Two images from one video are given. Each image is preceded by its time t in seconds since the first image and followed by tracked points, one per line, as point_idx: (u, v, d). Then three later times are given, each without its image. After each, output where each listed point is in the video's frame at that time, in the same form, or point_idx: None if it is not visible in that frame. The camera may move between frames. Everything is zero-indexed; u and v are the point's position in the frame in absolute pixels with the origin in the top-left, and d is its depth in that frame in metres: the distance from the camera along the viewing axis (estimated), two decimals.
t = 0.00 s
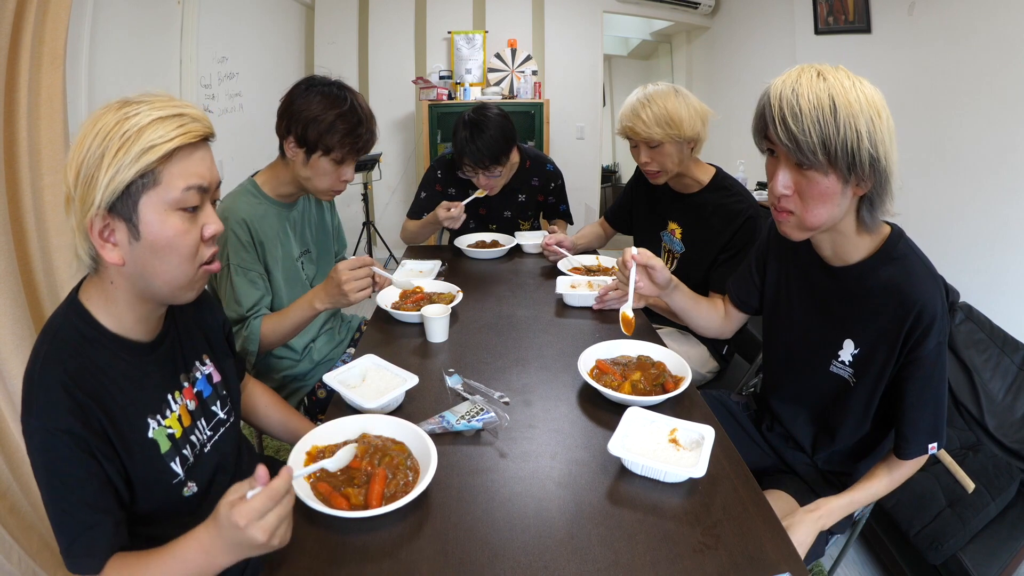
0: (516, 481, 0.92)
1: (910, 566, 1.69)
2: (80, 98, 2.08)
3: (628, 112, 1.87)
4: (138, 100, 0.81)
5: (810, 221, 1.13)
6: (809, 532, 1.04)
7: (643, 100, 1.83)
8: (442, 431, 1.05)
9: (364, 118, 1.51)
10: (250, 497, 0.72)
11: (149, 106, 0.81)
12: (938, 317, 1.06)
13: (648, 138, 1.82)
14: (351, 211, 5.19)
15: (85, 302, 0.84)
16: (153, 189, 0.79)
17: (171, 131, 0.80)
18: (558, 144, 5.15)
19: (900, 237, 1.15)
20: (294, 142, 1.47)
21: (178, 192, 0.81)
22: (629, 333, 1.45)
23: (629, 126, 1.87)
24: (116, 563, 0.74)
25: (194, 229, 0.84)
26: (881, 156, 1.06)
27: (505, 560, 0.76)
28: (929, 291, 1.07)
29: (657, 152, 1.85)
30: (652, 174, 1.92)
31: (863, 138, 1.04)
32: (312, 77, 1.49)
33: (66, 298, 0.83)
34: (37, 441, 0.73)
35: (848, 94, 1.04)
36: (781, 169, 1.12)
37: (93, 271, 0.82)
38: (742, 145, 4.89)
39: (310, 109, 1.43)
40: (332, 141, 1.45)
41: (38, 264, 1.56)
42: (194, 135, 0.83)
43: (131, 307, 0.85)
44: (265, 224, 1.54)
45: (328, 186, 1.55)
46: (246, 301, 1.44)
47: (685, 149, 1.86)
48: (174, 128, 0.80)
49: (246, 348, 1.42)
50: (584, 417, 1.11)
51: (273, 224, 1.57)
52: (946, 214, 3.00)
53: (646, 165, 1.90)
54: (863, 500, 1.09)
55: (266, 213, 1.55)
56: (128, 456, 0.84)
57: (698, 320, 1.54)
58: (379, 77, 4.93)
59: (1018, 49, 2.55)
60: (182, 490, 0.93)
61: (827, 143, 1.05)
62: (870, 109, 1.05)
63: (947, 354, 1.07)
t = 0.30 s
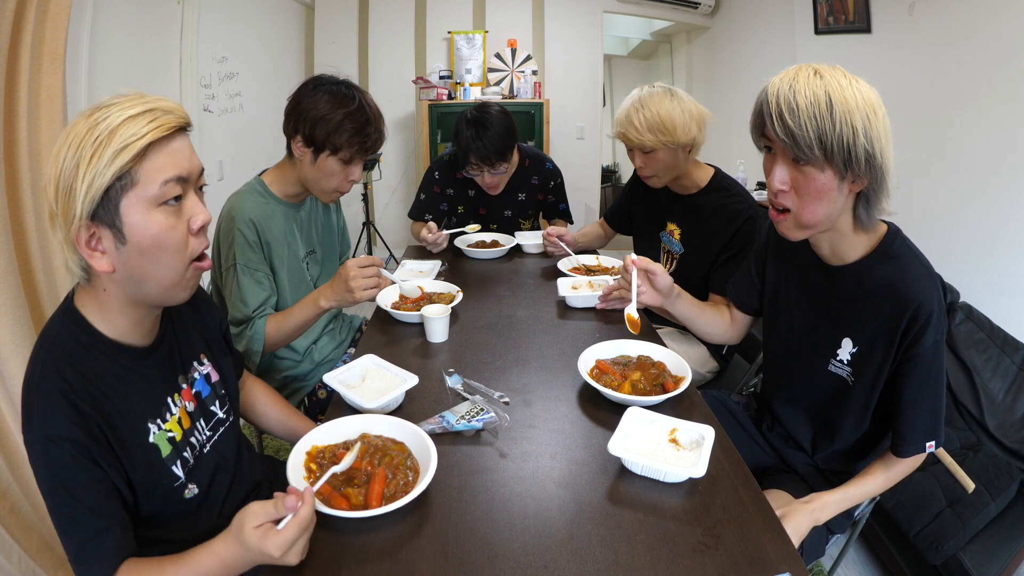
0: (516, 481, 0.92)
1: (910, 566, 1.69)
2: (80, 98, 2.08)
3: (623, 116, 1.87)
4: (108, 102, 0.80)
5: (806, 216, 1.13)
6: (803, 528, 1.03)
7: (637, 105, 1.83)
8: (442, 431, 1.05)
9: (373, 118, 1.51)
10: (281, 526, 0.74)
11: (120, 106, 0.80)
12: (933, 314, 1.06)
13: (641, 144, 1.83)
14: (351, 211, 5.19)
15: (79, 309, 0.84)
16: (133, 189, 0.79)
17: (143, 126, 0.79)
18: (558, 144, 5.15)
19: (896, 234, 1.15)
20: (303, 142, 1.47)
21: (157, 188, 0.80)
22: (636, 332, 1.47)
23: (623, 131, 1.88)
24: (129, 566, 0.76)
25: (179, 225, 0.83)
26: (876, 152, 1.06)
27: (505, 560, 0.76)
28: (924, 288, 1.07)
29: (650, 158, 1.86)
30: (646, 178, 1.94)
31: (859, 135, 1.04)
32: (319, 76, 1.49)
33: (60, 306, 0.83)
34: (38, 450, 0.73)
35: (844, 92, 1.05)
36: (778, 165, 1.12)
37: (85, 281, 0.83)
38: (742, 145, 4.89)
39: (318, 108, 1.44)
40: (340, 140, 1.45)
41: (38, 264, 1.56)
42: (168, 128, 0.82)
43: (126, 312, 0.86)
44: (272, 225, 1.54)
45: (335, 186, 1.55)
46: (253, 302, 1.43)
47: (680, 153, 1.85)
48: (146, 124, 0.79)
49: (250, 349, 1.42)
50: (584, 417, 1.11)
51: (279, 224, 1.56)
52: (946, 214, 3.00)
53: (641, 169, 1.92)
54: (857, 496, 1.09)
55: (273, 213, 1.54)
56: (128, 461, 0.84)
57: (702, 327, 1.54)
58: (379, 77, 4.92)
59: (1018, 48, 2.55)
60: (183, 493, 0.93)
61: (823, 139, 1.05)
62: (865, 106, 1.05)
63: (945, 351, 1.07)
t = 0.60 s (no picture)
0: (516, 480, 0.92)
1: (910, 566, 1.69)
2: (80, 98, 2.08)
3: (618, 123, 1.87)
4: (102, 102, 0.80)
5: (807, 220, 1.13)
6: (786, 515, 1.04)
7: (631, 111, 1.82)
8: (442, 431, 1.05)
9: (376, 117, 1.52)
10: (286, 533, 0.74)
11: (114, 107, 0.80)
12: (932, 312, 1.06)
13: (635, 153, 1.83)
14: (351, 211, 5.19)
15: (75, 310, 0.84)
16: (127, 190, 0.79)
17: (137, 127, 0.79)
18: (558, 144, 5.15)
19: (896, 232, 1.14)
20: (305, 141, 1.47)
21: (152, 189, 0.80)
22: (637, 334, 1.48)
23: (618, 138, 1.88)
24: (128, 567, 0.76)
25: (175, 225, 0.83)
26: (871, 150, 1.05)
27: (505, 560, 0.76)
28: (922, 286, 1.07)
29: (645, 165, 1.87)
30: (643, 184, 1.95)
31: (851, 137, 1.03)
32: (322, 75, 1.49)
33: (56, 309, 0.84)
34: (35, 452, 0.74)
35: (833, 93, 1.04)
36: (775, 175, 1.13)
37: (81, 282, 0.83)
38: (742, 145, 4.89)
39: (321, 107, 1.43)
40: (343, 140, 1.45)
41: (38, 264, 1.56)
42: (162, 128, 0.82)
43: (121, 313, 0.86)
44: (274, 225, 1.53)
45: (339, 185, 1.55)
46: (258, 301, 1.43)
47: (676, 159, 1.85)
48: (141, 124, 0.79)
49: (256, 349, 1.42)
50: (584, 417, 1.11)
51: (281, 224, 1.56)
52: (946, 214, 3.00)
53: (637, 175, 1.93)
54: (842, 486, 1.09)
55: (274, 213, 1.54)
56: (125, 463, 0.84)
57: (707, 331, 1.53)
58: (379, 77, 4.92)
59: (1018, 49, 2.55)
60: (181, 494, 0.93)
61: (814, 145, 1.05)
62: (857, 105, 1.04)
63: (942, 348, 1.07)
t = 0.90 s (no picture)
0: (516, 481, 0.92)
1: (910, 566, 1.69)
2: (80, 98, 2.08)
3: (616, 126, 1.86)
4: (107, 103, 0.80)
5: (803, 234, 1.13)
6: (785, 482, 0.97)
7: (630, 115, 1.82)
8: (442, 431, 1.05)
9: (377, 116, 1.51)
10: (286, 531, 0.74)
11: (119, 107, 0.80)
12: (934, 313, 1.06)
13: (635, 158, 1.83)
14: (351, 211, 5.19)
15: (76, 310, 0.84)
16: (131, 192, 0.79)
17: (142, 129, 0.79)
18: (558, 144, 5.15)
19: (900, 234, 1.14)
20: (308, 141, 1.47)
21: (156, 191, 0.80)
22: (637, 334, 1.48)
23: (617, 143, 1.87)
24: (129, 568, 0.75)
25: (178, 228, 0.83)
26: (858, 161, 1.04)
27: (505, 560, 0.76)
28: (924, 288, 1.07)
29: (644, 169, 1.86)
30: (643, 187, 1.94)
31: (834, 151, 1.02)
32: (323, 75, 1.49)
33: (58, 309, 0.84)
34: (36, 452, 0.73)
35: (814, 107, 1.03)
36: (768, 193, 1.13)
37: (83, 282, 0.83)
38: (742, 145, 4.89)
39: (322, 107, 1.43)
40: (345, 140, 1.45)
41: (38, 264, 1.56)
42: (167, 130, 0.82)
43: (123, 313, 0.86)
44: (275, 224, 1.54)
45: (341, 185, 1.55)
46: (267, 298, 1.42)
47: (675, 163, 1.84)
48: (145, 126, 0.79)
49: (269, 348, 1.41)
50: (584, 417, 1.11)
51: (282, 223, 1.56)
52: (946, 214, 3.00)
53: (636, 180, 1.92)
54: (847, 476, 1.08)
55: (276, 212, 1.54)
56: (125, 463, 0.84)
57: (714, 329, 1.53)
58: (379, 77, 4.92)
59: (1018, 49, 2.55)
60: (182, 494, 0.93)
61: (798, 162, 1.05)
62: (839, 115, 1.03)
63: (945, 349, 1.06)
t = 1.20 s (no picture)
0: (516, 481, 0.92)
1: (909, 566, 1.69)
2: (80, 98, 2.08)
3: (619, 126, 1.86)
4: (115, 102, 0.80)
5: (814, 236, 1.13)
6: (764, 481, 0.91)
7: (633, 116, 1.81)
8: (442, 431, 1.05)
9: (377, 115, 1.51)
10: (287, 531, 0.74)
11: (127, 107, 0.80)
12: (934, 315, 1.06)
13: (637, 159, 1.84)
14: (351, 211, 5.19)
15: (77, 308, 0.84)
16: (136, 193, 0.79)
17: (149, 130, 0.79)
18: (557, 144, 5.15)
19: (904, 235, 1.14)
20: (308, 140, 1.47)
21: (162, 193, 0.80)
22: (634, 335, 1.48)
23: (620, 143, 1.87)
24: (129, 566, 0.75)
25: (182, 231, 0.83)
26: (869, 161, 1.04)
27: (505, 560, 0.76)
28: (925, 288, 1.07)
29: (647, 169, 1.87)
30: (644, 186, 1.95)
31: (846, 153, 1.02)
32: (324, 74, 1.49)
33: (58, 306, 0.83)
34: (36, 449, 0.73)
35: (824, 109, 1.03)
36: (777, 197, 1.12)
37: (85, 280, 0.83)
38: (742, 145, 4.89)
39: (322, 107, 1.43)
40: (347, 141, 1.46)
41: (38, 264, 1.56)
42: (174, 132, 0.82)
43: (124, 312, 0.86)
44: (273, 224, 1.53)
45: (343, 185, 1.56)
46: (262, 296, 1.42)
47: (678, 164, 1.85)
48: (152, 127, 0.79)
49: (264, 347, 1.41)
50: (584, 417, 1.11)
51: (281, 223, 1.56)
52: (946, 213, 3.00)
53: (639, 179, 1.93)
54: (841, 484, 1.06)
55: (275, 211, 1.54)
56: (125, 462, 0.84)
57: (712, 335, 1.52)
58: (379, 77, 4.92)
59: (1018, 49, 2.55)
60: (182, 493, 0.93)
61: (810, 164, 1.04)
62: (848, 116, 1.03)
63: (944, 351, 1.06)
